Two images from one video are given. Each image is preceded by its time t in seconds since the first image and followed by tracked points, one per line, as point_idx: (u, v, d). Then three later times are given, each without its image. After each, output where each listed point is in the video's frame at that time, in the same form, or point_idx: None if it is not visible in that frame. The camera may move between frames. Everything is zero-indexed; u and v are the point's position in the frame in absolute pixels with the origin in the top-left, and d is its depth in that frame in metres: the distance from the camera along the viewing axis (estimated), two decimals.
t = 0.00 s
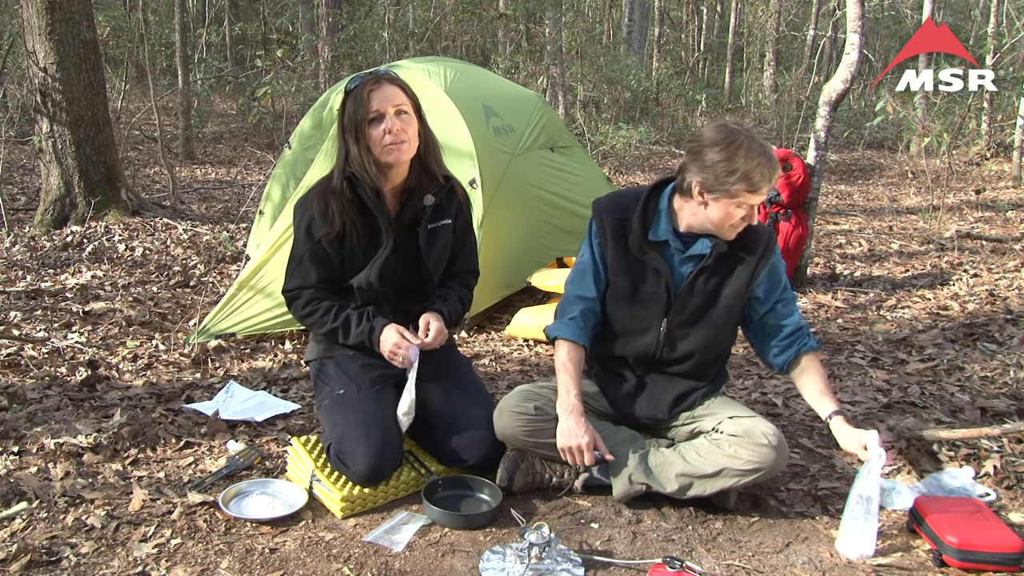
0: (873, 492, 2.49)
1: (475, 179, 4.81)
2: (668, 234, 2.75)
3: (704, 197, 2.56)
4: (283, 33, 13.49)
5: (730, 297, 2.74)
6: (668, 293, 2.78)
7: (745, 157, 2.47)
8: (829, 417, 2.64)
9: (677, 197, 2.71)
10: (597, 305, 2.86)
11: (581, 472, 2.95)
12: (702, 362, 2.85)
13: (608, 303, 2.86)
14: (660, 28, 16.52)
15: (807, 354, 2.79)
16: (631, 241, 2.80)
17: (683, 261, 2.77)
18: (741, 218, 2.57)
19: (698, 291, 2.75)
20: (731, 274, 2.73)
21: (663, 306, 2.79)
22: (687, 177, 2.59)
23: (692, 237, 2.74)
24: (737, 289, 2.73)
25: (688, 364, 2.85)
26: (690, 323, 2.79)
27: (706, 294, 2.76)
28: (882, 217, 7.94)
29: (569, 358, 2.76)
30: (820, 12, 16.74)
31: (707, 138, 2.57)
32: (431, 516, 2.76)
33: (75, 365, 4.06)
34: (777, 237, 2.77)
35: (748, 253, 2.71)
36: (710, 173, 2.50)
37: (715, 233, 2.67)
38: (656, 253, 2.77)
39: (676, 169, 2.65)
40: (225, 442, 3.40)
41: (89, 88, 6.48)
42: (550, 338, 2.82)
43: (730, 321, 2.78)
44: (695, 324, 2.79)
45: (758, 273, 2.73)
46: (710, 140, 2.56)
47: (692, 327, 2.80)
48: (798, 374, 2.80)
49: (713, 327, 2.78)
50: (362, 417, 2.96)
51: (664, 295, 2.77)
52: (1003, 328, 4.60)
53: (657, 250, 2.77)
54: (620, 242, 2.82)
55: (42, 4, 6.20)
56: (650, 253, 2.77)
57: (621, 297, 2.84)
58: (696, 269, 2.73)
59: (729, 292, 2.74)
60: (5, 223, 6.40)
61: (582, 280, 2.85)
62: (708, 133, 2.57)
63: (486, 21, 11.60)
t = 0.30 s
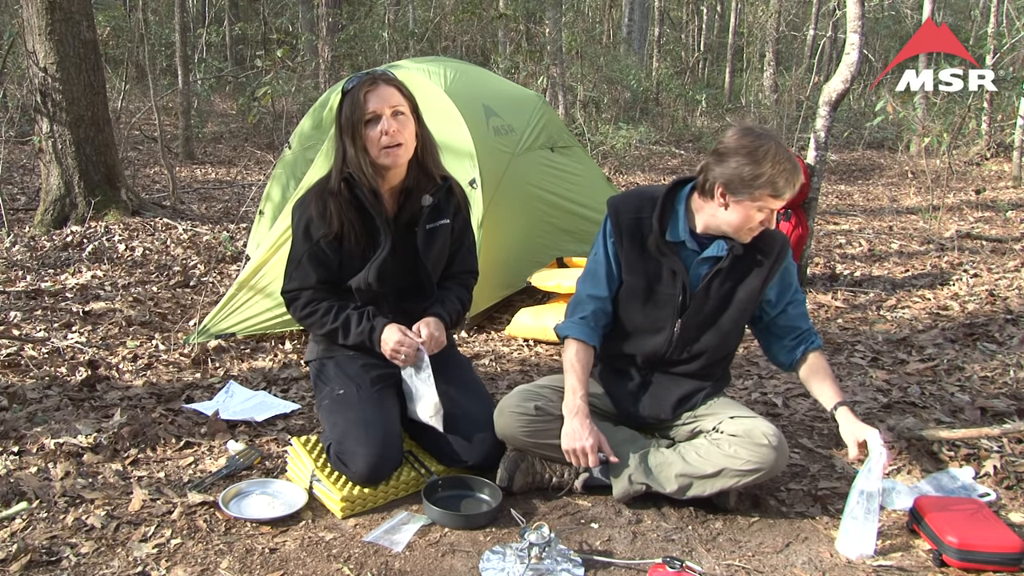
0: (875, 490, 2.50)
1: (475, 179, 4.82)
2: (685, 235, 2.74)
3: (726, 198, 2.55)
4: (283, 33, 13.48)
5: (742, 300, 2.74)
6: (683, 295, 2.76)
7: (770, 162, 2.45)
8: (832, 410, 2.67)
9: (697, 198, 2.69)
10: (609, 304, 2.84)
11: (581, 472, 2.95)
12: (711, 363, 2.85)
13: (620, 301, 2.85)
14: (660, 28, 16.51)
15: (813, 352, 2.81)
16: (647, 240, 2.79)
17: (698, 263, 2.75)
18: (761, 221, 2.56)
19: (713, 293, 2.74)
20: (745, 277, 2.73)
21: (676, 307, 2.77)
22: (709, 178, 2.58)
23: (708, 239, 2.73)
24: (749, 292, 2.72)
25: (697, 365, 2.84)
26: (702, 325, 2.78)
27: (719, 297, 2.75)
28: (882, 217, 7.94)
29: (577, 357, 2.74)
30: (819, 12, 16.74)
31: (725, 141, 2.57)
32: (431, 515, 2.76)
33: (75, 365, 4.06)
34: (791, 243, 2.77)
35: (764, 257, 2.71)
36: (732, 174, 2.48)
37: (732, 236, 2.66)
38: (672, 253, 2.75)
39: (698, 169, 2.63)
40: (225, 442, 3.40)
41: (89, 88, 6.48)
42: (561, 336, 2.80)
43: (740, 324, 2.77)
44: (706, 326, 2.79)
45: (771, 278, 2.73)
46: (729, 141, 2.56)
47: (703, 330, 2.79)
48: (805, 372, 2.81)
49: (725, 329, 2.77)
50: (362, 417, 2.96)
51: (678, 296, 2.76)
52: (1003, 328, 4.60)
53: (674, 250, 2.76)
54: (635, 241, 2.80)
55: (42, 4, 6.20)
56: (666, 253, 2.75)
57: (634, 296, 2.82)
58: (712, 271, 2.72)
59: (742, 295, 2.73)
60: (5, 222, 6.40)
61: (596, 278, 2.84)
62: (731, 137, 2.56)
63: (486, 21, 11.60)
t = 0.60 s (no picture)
0: (875, 489, 2.52)
1: (475, 179, 4.82)
2: (689, 235, 2.74)
3: (732, 199, 2.54)
4: (283, 33, 13.48)
5: (745, 302, 2.74)
6: (687, 295, 2.76)
7: (776, 163, 2.45)
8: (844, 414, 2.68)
9: (702, 198, 2.69)
10: (612, 303, 2.84)
11: (581, 472, 2.95)
12: (713, 363, 2.85)
13: (623, 301, 2.84)
14: (661, 28, 16.49)
15: (810, 352, 2.83)
16: (651, 240, 2.78)
17: (702, 263, 2.75)
18: (766, 223, 2.56)
19: (716, 295, 2.74)
20: (748, 278, 2.73)
21: (680, 307, 2.77)
22: (716, 178, 2.57)
23: (712, 240, 2.73)
24: (752, 293, 2.73)
25: (698, 365, 2.84)
26: (704, 326, 2.78)
27: (722, 298, 2.75)
28: (882, 217, 7.94)
29: (580, 357, 2.74)
30: (819, 12, 16.74)
31: (731, 141, 2.56)
32: (431, 515, 2.76)
33: (75, 365, 4.06)
34: (794, 245, 2.77)
35: (768, 258, 2.71)
36: (738, 175, 2.48)
37: (736, 236, 2.66)
38: (677, 254, 2.75)
39: (703, 169, 2.63)
40: (225, 442, 3.40)
41: (89, 88, 6.48)
42: (563, 335, 2.80)
43: (742, 325, 2.78)
44: (709, 327, 2.79)
45: (774, 279, 2.73)
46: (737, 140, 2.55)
47: (705, 330, 2.79)
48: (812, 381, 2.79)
49: (727, 330, 2.78)
50: (362, 417, 2.96)
51: (682, 296, 2.76)
52: (1003, 328, 4.60)
53: (678, 250, 2.75)
54: (639, 240, 2.80)
55: (42, 4, 6.20)
56: (671, 253, 2.75)
57: (637, 296, 2.82)
58: (715, 272, 2.72)
59: (745, 297, 2.74)
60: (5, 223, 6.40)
61: (599, 277, 2.83)
62: (738, 138, 2.55)
63: (486, 21, 11.60)
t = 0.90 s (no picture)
0: (876, 489, 2.51)
1: (475, 179, 4.82)
2: (688, 233, 2.74)
3: (731, 195, 2.54)
4: (283, 33, 13.47)
5: (745, 300, 2.74)
6: (687, 293, 2.76)
7: (775, 160, 2.45)
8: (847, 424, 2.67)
9: (700, 196, 2.69)
10: (612, 303, 2.84)
11: (581, 471, 2.95)
12: (713, 362, 2.85)
13: (623, 301, 2.84)
14: (660, 27, 16.48)
15: (809, 352, 2.83)
16: (651, 239, 2.78)
17: (702, 262, 2.75)
18: (766, 220, 2.56)
19: (716, 293, 2.74)
20: (748, 277, 2.73)
21: (680, 306, 2.77)
22: (715, 176, 2.57)
23: (712, 238, 2.72)
24: (752, 292, 2.73)
25: (698, 364, 2.84)
26: (704, 325, 2.78)
27: (722, 297, 2.75)
28: (882, 217, 7.94)
29: (580, 356, 2.74)
30: (819, 12, 16.74)
31: (730, 138, 2.56)
32: (431, 516, 2.76)
33: (75, 365, 4.06)
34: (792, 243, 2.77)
35: (768, 257, 2.71)
36: (737, 172, 2.48)
37: (735, 235, 2.66)
38: (676, 252, 2.75)
39: (702, 166, 2.63)
40: (225, 442, 3.40)
41: (89, 88, 6.48)
42: (564, 335, 2.80)
43: (742, 324, 2.78)
44: (709, 326, 2.79)
45: (774, 278, 2.73)
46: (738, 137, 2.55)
47: (704, 329, 2.79)
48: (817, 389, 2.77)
49: (727, 329, 2.78)
50: (362, 417, 2.96)
51: (682, 294, 2.76)
52: (1003, 328, 4.61)
53: (677, 249, 2.75)
54: (640, 240, 2.80)
55: (42, 4, 6.20)
56: (670, 252, 2.75)
57: (637, 296, 2.82)
58: (715, 271, 2.72)
59: (745, 296, 2.74)
60: (5, 222, 6.40)
61: (599, 277, 2.83)
62: (738, 135, 2.55)
63: (486, 21, 11.60)
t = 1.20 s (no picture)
0: (877, 488, 2.52)
1: (475, 179, 4.82)
2: (687, 234, 2.74)
3: (727, 196, 2.54)
4: (283, 33, 13.48)
5: (744, 301, 2.74)
6: (686, 294, 2.76)
7: (772, 160, 2.45)
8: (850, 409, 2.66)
9: (699, 197, 2.69)
10: (612, 305, 2.84)
11: (581, 472, 2.95)
12: (713, 363, 2.85)
13: (622, 303, 2.84)
14: (661, 27, 16.46)
15: (810, 348, 2.82)
16: (651, 241, 2.78)
17: (701, 263, 2.75)
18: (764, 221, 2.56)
19: (716, 294, 2.74)
20: (747, 279, 2.73)
21: (679, 307, 2.77)
22: (712, 176, 2.57)
23: (711, 238, 2.72)
24: (752, 293, 2.72)
25: (698, 365, 2.84)
26: (704, 326, 2.78)
27: (722, 298, 2.75)
28: (882, 217, 7.94)
29: (580, 358, 2.74)
30: (819, 12, 16.74)
31: (727, 139, 2.56)
32: (431, 516, 2.76)
33: (75, 365, 4.06)
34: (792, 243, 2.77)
35: (767, 258, 2.71)
36: (734, 172, 2.48)
37: (734, 236, 2.65)
38: (676, 254, 2.75)
39: (699, 167, 2.62)
40: (225, 442, 3.40)
41: (89, 88, 6.48)
42: (563, 336, 2.80)
43: (742, 324, 2.78)
44: (709, 327, 2.79)
45: (774, 278, 2.72)
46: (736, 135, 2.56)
47: (705, 330, 2.79)
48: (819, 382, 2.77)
49: (727, 330, 2.78)
50: (362, 417, 2.96)
51: (681, 295, 2.76)
52: (1003, 328, 4.60)
53: (677, 250, 2.75)
54: (639, 241, 2.80)
55: (42, 4, 6.20)
56: (670, 253, 2.75)
57: (637, 297, 2.82)
58: (715, 271, 2.72)
59: (745, 297, 2.74)
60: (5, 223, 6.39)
61: (599, 278, 2.84)
62: (735, 135, 2.55)
63: (486, 21, 11.60)
